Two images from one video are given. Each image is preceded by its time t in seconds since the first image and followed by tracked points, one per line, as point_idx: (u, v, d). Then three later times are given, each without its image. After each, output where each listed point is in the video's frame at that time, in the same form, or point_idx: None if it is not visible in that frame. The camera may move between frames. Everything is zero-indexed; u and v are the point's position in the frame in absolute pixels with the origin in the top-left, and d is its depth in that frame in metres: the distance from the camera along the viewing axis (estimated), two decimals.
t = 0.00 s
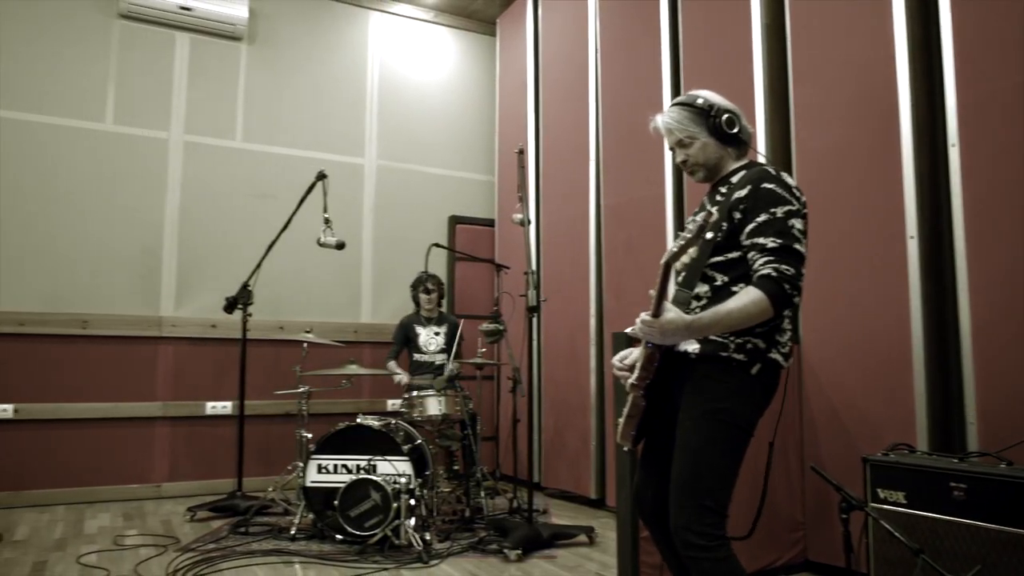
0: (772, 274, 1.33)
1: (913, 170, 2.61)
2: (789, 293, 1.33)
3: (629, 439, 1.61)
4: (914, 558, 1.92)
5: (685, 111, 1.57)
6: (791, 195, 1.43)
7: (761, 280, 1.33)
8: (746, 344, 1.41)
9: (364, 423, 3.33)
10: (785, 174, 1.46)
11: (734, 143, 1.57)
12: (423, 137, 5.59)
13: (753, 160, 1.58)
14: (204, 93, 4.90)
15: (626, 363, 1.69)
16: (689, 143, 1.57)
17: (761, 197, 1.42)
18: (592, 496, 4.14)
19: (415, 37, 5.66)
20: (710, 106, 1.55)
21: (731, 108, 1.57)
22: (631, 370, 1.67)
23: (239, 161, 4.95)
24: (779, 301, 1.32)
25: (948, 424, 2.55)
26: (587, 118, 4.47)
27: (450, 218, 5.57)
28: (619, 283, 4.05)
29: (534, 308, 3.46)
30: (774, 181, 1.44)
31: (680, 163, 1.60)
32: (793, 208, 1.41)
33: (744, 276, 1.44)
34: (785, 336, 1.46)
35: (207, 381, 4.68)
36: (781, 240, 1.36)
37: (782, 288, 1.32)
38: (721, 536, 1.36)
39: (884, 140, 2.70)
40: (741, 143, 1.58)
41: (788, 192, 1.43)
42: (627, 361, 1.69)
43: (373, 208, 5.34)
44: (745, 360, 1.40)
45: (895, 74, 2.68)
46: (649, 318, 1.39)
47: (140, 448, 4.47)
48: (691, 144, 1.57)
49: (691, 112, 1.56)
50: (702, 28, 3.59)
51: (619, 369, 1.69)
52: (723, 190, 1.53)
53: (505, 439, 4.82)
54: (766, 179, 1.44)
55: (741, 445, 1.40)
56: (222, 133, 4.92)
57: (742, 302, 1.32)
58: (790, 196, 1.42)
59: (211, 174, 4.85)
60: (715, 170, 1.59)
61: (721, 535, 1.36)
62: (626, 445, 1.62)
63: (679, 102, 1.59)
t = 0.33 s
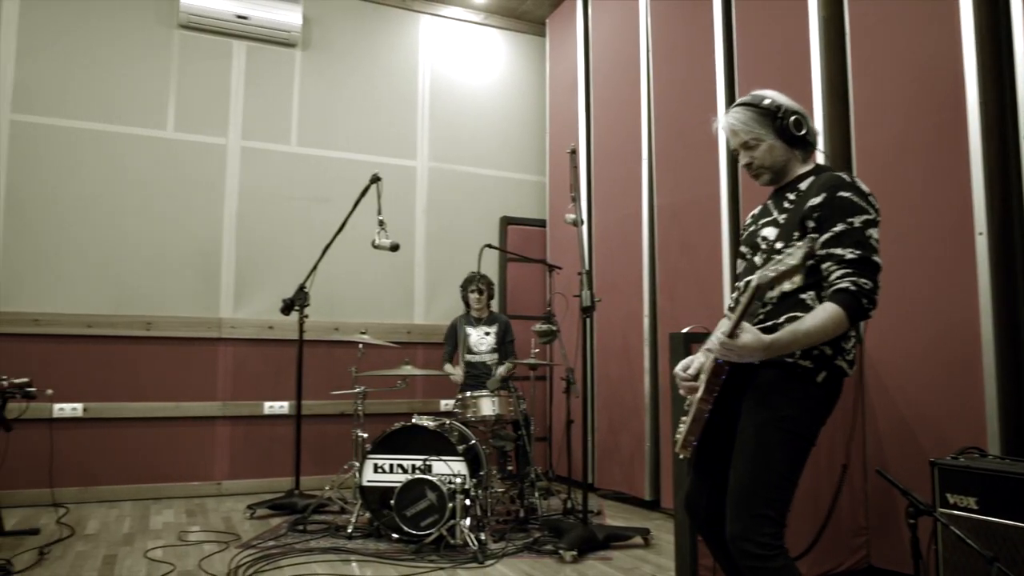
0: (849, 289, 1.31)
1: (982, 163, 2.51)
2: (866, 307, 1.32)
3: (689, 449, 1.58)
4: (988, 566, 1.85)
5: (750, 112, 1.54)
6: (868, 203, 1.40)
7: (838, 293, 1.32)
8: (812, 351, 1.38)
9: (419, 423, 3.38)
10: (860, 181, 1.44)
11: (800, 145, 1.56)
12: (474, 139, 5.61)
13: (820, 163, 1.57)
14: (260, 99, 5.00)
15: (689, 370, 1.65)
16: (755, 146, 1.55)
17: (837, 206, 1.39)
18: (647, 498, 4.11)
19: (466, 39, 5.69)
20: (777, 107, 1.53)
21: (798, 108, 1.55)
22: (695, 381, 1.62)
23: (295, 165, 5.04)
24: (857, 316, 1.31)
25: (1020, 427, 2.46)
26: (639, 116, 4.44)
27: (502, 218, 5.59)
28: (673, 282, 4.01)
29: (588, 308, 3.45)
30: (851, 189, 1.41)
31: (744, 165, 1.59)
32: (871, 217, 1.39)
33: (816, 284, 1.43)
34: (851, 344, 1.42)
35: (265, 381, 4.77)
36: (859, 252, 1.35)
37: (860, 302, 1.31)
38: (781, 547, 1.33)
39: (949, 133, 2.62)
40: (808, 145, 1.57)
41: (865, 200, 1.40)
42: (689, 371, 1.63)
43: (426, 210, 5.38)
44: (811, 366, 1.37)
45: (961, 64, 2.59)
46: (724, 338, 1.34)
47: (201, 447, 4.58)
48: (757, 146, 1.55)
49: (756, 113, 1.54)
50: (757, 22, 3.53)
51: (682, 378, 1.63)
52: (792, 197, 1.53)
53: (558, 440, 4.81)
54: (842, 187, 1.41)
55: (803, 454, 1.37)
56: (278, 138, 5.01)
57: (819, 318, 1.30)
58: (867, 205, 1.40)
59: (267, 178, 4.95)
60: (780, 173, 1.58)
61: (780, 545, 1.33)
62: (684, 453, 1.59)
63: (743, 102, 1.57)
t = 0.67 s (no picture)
0: (871, 298, 1.31)
1: None
2: (887, 318, 1.30)
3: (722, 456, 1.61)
4: None
5: (804, 118, 1.53)
6: (916, 218, 1.37)
7: (860, 302, 1.32)
8: (864, 363, 1.36)
9: (460, 424, 3.39)
10: (914, 194, 1.41)
11: (855, 154, 1.52)
12: (512, 139, 5.61)
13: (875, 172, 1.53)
14: (301, 102, 5.06)
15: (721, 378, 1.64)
16: (808, 151, 1.53)
17: (882, 217, 1.38)
18: (688, 500, 4.07)
19: (504, 40, 5.69)
20: (834, 113, 1.50)
21: (856, 115, 1.51)
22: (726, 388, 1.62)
23: (335, 167, 5.08)
24: (877, 328, 1.30)
25: None
26: (679, 114, 4.40)
27: (540, 218, 5.58)
28: (715, 282, 3.96)
29: (629, 309, 3.42)
30: (900, 201, 1.38)
31: (796, 170, 1.56)
32: (916, 231, 1.36)
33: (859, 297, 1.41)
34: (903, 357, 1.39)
35: (306, 382, 4.82)
36: (891, 263, 1.33)
37: (879, 313, 1.30)
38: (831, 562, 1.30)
39: (1002, 127, 2.54)
40: (864, 153, 1.54)
41: (914, 214, 1.37)
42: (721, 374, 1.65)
43: (464, 211, 5.40)
44: (863, 379, 1.35)
45: (1015, 56, 2.51)
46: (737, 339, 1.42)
47: (245, 447, 4.64)
48: (810, 152, 1.53)
49: (812, 118, 1.52)
50: (800, 17, 3.47)
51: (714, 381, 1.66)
52: (841, 206, 1.50)
53: (598, 441, 4.79)
54: (891, 199, 1.39)
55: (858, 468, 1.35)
56: (318, 141, 5.07)
57: (837, 325, 1.31)
58: (915, 219, 1.37)
59: (308, 181, 5.00)
60: (832, 181, 1.55)
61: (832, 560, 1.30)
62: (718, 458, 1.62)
63: (800, 106, 1.55)
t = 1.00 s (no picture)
0: (844, 265, 1.37)
1: None
2: (850, 286, 1.36)
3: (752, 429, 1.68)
4: None
5: (869, 97, 1.51)
6: (931, 205, 1.35)
7: (834, 267, 1.39)
8: (916, 363, 1.34)
9: (504, 424, 3.40)
10: (946, 182, 1.37)
11: (918, 141, 1.49)
12: (552, 139, 5.60)
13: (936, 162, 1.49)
14: (343, 106, 5.10)
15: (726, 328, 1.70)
16: (866, 131, 1.52)
17: (900, 198, 1.38)
18: (734, 502, 4.02)
19: (542, 40, 5.68)
20: (900, 97, 1.47)
21: (926, 102, 1.47)
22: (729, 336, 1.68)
23: (376, 170, 5.12)
24: (837, 294, 1.37)
25: None
26: (721, 111, 4.34)
27: (580, 218, 5.56)
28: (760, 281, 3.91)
29: (674, 309, 3.39)
30: (922, 185, 1.37)
31: (853, 149, 1.55)
32: (922, 214, 1.34)
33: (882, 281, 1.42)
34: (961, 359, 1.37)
35: (350, 383, 4.86)
36: (880, 238, 1.35)
37: (844, 280, 1.36)
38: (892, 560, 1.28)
39: None
40: (927, 141, 1.50)
41: (931, 200, 1.35)
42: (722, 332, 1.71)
43: (505, 212, 5.39)
44: (915, 378, 1.33)
45: None
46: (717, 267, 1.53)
47: (290, 446, 4.70)
48: (868, 133, 1.51)
49: (877, 98, 1.50)
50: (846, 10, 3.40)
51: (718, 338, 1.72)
52: (886, 188, 1.50)
53: (641, 442, 4.76)
54: (916, 181, 1.38)
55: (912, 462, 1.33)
56: (360, 143, 5.11)
57: (806, 277, 1.43)
58: (931, 205, 1.34)
59: (350, 183, 5.04)
60: (887, 164, 1.53)
61: (891, 560, 1.28)
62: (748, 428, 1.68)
63: (869, 84, 1.53)
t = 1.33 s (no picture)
0: None
1: None
2: None
3: (873, 460, 1.55)
4: None
5: (905, 78, 1.51)
6: None
7: None
8: None
9: (562, 423, 3.40)
10: None
11: (951, 123, 1.48)
12: (606, 138, 5.57)
13: (972, 145, 1.47)
14: (398, 108, 5.16)
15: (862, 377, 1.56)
16: (898, 112, 1.52)
17: (1006, 186, 1.33)
18: (797, 505, 3.94)
19: (594, 39, 5.65)
20: (932, 77, 1.47)
21: (961, 83, 1.46)
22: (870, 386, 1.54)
23: (431, 171, 5.15)
24: None
25: None
26: (780, 106, 4.26)
27: (635, 217, 5.51)
28: (822, 279, 3.82)
29: (734, 307, 3.33)
30: (1020, 166, 1.34)
31: (885, 129, 1.55)
32: None
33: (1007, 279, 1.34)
34: None
35: (406, 383, 4.90)
36: None
37: None
38: (1001, 562, 1.25)
39: None
40: (963, 124, 1.48)
41: None
42: (868, 381, 1.53)
43: (558, 211, 5.38)
44: None
45: None
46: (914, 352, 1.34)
47: (348, 445, 4.76)
48: (900, 112, 1.51)
49: (911, 80, 1.50)
50: None
51: (860, 388, 1.54)
52: (949, 180, 1.45)
53: (700, 443, 4.69)
54: (1010, 165, 1.34)
55: (1005, 458, 1.27)
56: (414, 145, 5.15)
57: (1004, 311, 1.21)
58: None
59: (405, 185, 5.09)
60: (919, 146, 1.52)
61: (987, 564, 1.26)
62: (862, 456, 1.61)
63: (904, 66, 1.54)
